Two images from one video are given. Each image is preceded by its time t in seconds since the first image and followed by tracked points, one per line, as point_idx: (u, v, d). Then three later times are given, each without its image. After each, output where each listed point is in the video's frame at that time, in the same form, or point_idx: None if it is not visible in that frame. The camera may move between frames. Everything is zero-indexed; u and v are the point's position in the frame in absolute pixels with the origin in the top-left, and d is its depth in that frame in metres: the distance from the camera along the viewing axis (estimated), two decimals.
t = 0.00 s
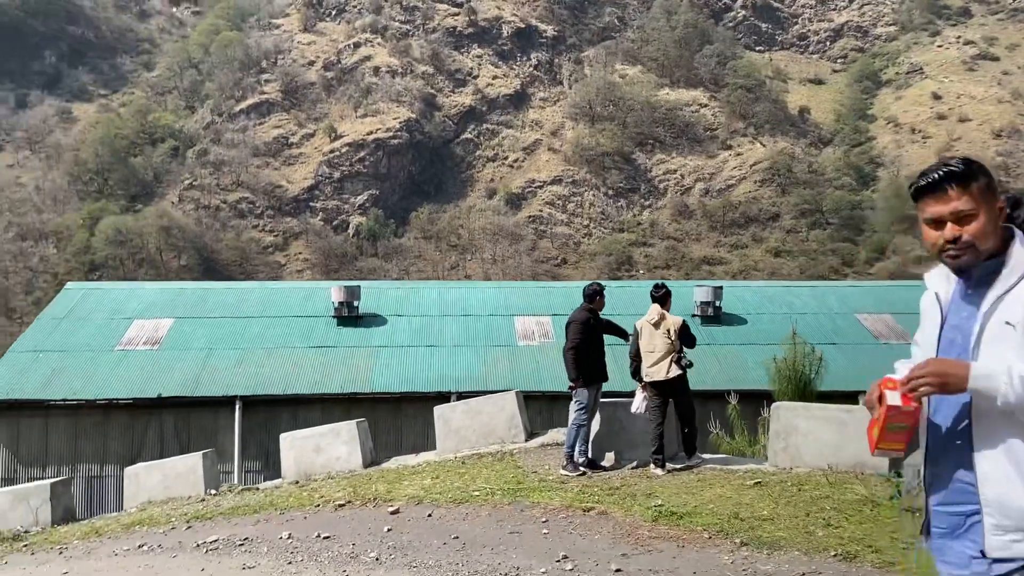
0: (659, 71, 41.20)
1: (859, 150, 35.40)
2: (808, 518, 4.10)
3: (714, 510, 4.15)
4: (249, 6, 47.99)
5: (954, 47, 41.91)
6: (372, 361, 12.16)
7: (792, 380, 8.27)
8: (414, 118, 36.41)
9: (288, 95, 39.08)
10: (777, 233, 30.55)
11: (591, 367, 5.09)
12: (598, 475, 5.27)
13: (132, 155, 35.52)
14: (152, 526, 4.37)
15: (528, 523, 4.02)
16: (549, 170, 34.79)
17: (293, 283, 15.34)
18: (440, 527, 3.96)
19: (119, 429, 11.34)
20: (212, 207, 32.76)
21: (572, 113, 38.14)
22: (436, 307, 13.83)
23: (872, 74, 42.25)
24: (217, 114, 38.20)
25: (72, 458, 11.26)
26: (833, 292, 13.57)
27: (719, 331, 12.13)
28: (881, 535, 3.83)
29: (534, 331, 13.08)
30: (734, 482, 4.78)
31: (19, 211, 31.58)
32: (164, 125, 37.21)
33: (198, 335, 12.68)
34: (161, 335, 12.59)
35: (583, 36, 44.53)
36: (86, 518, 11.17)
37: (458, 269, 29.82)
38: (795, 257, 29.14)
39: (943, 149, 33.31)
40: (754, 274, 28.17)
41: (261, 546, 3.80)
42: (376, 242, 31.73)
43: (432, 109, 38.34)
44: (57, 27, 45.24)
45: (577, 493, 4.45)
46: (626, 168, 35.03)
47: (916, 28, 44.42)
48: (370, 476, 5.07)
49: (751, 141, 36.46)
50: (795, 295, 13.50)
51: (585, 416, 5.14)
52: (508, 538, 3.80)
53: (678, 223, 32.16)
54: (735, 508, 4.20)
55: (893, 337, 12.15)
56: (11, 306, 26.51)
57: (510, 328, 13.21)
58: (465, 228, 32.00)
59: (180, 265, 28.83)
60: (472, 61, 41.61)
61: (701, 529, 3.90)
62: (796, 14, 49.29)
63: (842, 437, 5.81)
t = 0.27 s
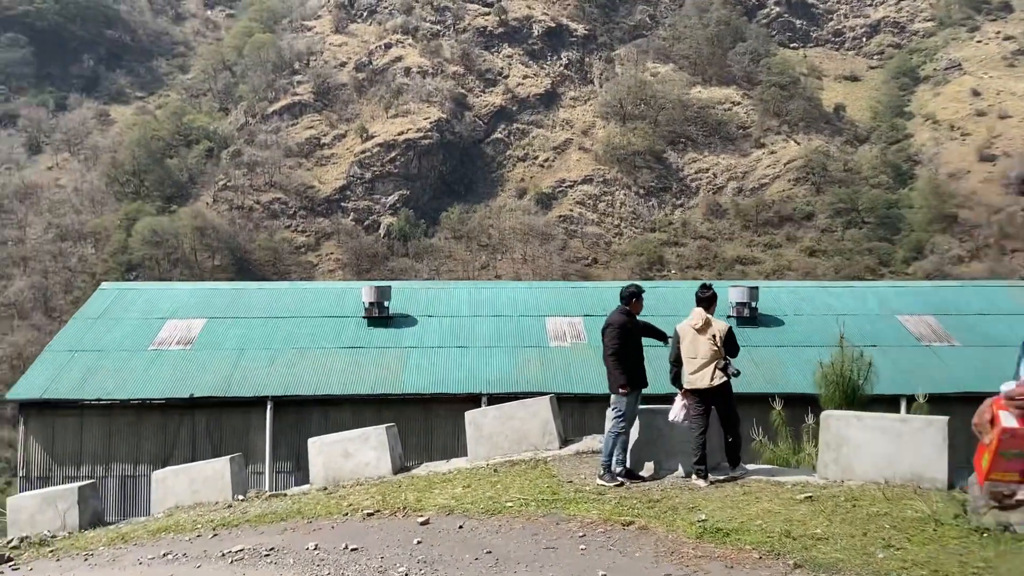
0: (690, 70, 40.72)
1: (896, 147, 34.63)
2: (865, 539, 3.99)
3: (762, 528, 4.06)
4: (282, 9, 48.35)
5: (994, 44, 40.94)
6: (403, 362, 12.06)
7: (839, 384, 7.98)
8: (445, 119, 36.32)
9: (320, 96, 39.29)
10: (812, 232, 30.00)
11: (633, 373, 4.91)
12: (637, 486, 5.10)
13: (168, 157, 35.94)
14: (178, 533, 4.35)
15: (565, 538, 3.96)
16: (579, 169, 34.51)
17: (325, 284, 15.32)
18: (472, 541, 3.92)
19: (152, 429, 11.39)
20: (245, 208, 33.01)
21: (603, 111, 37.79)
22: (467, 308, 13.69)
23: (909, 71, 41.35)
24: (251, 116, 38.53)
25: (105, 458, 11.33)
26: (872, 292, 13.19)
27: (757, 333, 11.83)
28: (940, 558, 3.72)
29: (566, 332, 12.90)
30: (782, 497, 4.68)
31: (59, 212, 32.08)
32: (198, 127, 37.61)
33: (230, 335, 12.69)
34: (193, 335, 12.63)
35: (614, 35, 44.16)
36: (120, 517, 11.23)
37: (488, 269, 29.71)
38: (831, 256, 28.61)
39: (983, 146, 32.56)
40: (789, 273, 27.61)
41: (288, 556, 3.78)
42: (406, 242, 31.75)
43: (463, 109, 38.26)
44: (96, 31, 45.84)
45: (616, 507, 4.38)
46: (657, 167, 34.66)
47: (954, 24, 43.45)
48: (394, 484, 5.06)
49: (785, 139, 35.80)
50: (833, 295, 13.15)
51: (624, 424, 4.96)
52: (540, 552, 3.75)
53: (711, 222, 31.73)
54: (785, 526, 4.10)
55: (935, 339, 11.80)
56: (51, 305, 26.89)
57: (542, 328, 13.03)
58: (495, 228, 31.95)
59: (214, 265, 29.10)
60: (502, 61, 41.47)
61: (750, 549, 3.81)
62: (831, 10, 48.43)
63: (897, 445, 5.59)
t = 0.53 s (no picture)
0: (722, 67, 40.21)
1: (931, 144, 33.91)
2: (926, 548, 3.79)
3: (817, 536, 3.87)
4: (312, 9, 48.62)
5: None
6: (432, 360, 11.96)
7: (888, 384, 7.71)
8: (474, 117, 36.17)
9: (350, 95, 39.41)
10: (846, 230, 29.49)
11: (672, 371, 4.75)
12: (677, 489, 4.93)
13: (201, 157, 36.29)
14: (205, 532, 4.28)
15: (605, 543, 3.81)
16: (609, 168, 34.19)
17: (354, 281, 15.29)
18: (507, 545, 3.78)
19: (184, 425, 11.42)
20: (277, 207, 33.22)
21: (633, 109, 37.44)
22: (497, 306, 13.55)
23: (946, 65, 40.44)
24: (282, 116, 38.80)
25: (138, 454, 11.39)
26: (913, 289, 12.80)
27: (794, 331, 11.56)
28: (1011, 570, 3.51)
29: (597, 330, 12.70)
30: (835, 502, 4.49)
31: (95, 211, 32.52)
32: (231, 128, 37.90)
33: (260, 332, 12.69)
34: (224, 332, 12.66)
35: (644, 32, 43.76)
36: (154, 513, 11.27)
37: (517, 268, 29.62)
38: (865, 255, 28.12)
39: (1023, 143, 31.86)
40: (822, 272, 27.11)
41: (317, 557, 3.67)
42: (436, 241, 31.72)
43: (492, 108, 38.09)
44: (131, 34, 46.52)
45: (658, 512, 4.22)
46: (688, 165, 34.26)
47: (993, 18, 42.48)
48: (426, 484, 4.96)
49: (818, 136, 35.15)
50: (872, 293, 12.78)
51: (663, 423, 4.80)
52: (580, 558, 3.61)
53: (742, 220, 31.27)
54: (841, 533, 3.92)
55: (979, 338, 11.42)
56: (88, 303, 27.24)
57: (573, 326, 12.85)
58: (525, 227, 31.86)
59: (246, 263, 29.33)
60: (531, 59, 41.26)
61: (803, 558, 3.64)
62: (865, 5, 47.56)
63: (956, 447, 5.34)
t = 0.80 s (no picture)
0: (751, 64, 39.70)
1: (966, 141, 33.17)
2: (985, 566, 3.57)
3: (865, 553, 3.68)
4: (340, 11, 48.82)
5: None
6: (458, 360, 11.86)
7: (933, 389, 7.44)
8: (501, 117, 35.97)
9: (377, 96, 39.49)
10: (878, 228, 28.96)
11: (705, 376, 4.61)
12: (712, 499, 4.78)
13: (231, 158, 36.58)
14: (225, 540, 4.25)
15: (637, 558, 3.67)
16: (636, 166, 33.87)
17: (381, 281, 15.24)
18: (533, 558, 3.67)
19: (211, 425, 11.44)
20: (305, 207, 33.39)
21: (661, 107, 37.09)
22: (524, 306, 13.42)
23: (982, 61, 39.52)
24: (310, 117, 38.99)
25: (166, 453, 11.43)
26: (951, 289, 12.44)
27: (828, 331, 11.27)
28: None
29: (625, 330, 12.51)
30: (884, 517, 4.28)
31: (128, 212, 32.91)
32: (260, 129, 38.14)
33: (287, 332, 12.69)
34: (251, 332, 12.68)
35: (672, 30, 43.32)
36: (182, 513, 11.31)
37: (543, 267, 29.53)
38: (897, 254, 27.60)
39: None
40: (853, 271, 26.64)
41: (337, 568, 3.60)
42: (462, 241, 31.67)
43: (518, 107, 37.78)
44: (163, 36, 47.08)
45: (693, 525, 4.07)
46: (717, 164, 33.87)
47: None
48: (449, 492, 4.92)
49: (850, 133, 34.47)
50: (909, 293, 12.43)
51: (698, 431, 4.67)
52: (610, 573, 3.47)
53: (772, 219, 30.80)
54: (890, 551, 3.71)
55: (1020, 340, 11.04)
56: (121, 302, 27.57)
57: (600, 327, 12.67)
58: (551, 226, 31.72)
59: (275, 263, 29.54)
60: (558, 58, 41.01)
61: None
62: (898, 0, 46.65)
63: (1011, 459, 4.96)
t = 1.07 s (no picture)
0: (778, 60, 39.17)
1: (1000, 137, 32.43)
2: None
3: (913, 566, 3.48)
4: (364, 11, 48.92)
5: None
6: (481, 359, 11.73)
7: (976, 389, 7.16)
8: (525, 115, 35.74)
9: (401, 95, 39.48)
10: (908, 226, 28.40)
11: (734, 375, 4.45)
12: (743, 504, 4.62)
13: (257, 158, 36.78)
14: (239, 541, 4.24)
15: (664, 567, 3.53)
16: (661, 164, 33.54)
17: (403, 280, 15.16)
18: (554, 565, 3.56)
19: (234, 423, 11.41)
20: (331, 206, 33.48)
21: (686, 104, 36.70)
22: (547, 304, 13.26)
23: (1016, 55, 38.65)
24: (335, 116, 39.11)
25: (190, 451, 11.43)
26: (987, 287, 12.07)
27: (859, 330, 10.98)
28: None
29: (650, 329, 12.29)
30: (930, 526, 4.07)
31: (156, 212, 33.24)
32: (286, 129, 38.28)
33: (309, 330, 12.65)
34: (274, 330, 12.65)
35: (697, 26, 42.83)
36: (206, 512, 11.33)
37: (567, 266, 29.38)
38: (928, 252, 27.05)
39: None
40: (883, 269, 26.17)
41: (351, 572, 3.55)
42: (486, 240, 31.57)
43: (542, 105, 37.51)
44: (191, 38, 47.53)
45: (725, 532, 3.91)
46: (743, 161, 33.44)
47: None
48: (467, 495, 4.89)
49: (880, 129, 33.81)
50: (942, 291, 12.08)
51: (727, 433, 4.50)
52: None
53: (799, 217, 30.31)
54: (938, 562, 3.50)
55: None
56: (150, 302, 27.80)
57: (625, 325, 12.46)
58: (575, 225, 31.51)
59: (301, 262, 29.66)
60: (582, 56, 40.74)
61: None
62: None
63: None
